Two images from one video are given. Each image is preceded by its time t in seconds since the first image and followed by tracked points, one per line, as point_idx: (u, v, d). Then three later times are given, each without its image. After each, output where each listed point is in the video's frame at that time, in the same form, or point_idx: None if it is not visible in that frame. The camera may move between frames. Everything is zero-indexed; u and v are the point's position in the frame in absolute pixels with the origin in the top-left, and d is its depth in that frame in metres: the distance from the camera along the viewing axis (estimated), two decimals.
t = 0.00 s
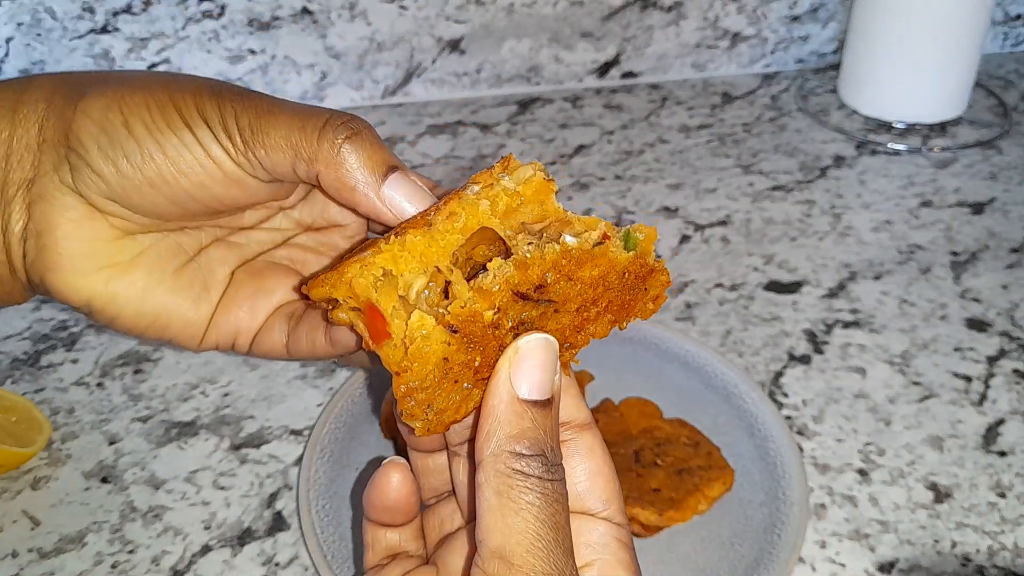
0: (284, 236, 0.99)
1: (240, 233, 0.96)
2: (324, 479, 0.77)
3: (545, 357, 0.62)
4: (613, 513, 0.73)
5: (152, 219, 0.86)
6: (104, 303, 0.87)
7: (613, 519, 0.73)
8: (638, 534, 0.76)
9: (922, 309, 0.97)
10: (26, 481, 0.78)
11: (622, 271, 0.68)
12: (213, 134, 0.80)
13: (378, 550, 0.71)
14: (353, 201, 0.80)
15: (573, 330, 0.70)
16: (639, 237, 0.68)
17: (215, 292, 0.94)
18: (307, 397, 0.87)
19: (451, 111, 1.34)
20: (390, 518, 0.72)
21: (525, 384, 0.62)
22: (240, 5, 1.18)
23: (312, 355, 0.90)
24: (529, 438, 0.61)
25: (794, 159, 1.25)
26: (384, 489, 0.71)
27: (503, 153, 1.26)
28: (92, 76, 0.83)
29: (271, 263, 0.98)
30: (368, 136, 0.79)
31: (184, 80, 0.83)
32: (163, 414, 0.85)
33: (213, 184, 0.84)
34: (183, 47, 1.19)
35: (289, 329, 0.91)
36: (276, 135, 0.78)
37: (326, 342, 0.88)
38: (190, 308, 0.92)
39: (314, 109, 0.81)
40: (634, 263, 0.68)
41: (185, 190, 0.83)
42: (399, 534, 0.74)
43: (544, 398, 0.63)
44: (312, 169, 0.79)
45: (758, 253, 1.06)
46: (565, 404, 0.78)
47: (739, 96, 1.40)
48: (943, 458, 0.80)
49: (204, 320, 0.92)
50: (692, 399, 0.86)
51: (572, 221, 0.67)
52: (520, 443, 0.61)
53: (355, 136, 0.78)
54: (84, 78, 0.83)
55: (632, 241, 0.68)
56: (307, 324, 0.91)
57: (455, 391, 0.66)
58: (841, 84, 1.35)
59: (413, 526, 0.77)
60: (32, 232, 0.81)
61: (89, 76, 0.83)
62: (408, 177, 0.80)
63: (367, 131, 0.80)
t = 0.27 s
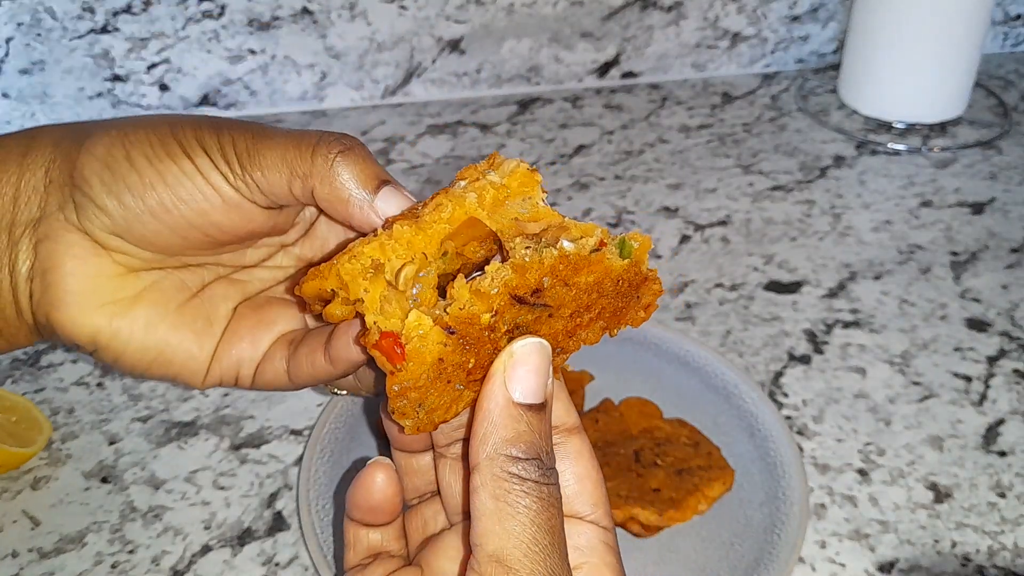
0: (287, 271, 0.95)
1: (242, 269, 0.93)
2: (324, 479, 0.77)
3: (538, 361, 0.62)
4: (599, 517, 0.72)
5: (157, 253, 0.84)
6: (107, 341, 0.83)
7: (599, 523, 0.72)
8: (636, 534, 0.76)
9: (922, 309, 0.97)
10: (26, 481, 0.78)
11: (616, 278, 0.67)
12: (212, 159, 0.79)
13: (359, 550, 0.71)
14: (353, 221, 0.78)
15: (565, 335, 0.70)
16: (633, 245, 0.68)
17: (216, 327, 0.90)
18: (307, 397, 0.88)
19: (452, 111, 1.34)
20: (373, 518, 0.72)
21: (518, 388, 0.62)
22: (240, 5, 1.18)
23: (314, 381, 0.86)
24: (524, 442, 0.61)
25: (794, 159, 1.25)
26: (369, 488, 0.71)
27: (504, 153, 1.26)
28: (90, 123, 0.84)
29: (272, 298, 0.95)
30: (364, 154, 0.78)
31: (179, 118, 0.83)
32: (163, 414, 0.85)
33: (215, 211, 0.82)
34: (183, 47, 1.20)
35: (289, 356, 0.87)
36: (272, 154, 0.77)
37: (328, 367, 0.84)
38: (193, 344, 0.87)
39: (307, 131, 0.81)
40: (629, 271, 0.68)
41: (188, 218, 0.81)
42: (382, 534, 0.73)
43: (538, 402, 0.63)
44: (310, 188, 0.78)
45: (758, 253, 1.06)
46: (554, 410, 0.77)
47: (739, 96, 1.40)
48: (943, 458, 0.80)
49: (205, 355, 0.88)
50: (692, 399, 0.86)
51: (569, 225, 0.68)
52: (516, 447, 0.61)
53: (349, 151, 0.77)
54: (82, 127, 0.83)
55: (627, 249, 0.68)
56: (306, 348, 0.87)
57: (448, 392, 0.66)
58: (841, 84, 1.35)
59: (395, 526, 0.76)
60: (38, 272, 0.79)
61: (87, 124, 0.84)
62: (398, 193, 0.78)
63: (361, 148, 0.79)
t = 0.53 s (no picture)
0: (303, 297, 0.92)
1: (258, 296, 0.91)
2: (324, 480, 0.77)
3: (554, 370, 0.62)
4: (599, 524, 0.71)
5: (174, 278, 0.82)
6: (125, 367, 0.80)
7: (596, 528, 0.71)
8: (635, 534, 0.76)
9: (922, 309, 0.97)
10: (26, 481, 0.78)
11: (632, 293, 0.67)
12: (226, 180, 0.79)
13: (352, 549, 0.71)
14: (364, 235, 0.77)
15: (577, 346, 0.69)
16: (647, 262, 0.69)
17: (233, 351, 0.87)
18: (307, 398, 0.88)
19: (451, 110, 1.34)
20: (369, 518, 0.72)
21: (536, 397, 0.62)
22: (240, 5, 1.18)
23: (331, 400, 0.83)
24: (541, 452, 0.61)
25: (794, 159, 1.25)
26: (367, 490, 0.71)
27: (504, 153, 1.26)
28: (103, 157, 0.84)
29: (288, 323, 0.91)
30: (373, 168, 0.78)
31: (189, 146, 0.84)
32: (163, 414, 0.86)
33: (231, 231, 0.81)
34: (183, 47, 1.19)
35: (307, 378, 0.84)
36: (283, 171, 0.77)
37: (347, 384, 0.81)
38: (209, 369, 0.84)
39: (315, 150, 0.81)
40: (642, 287, 0.68)
41: (203, 239, 0.80)
42: (376, 533, 0.73)
43: (554, 411, 0.63)
44: (322, 202, 0.77)
45: (758, 253, 1.06)
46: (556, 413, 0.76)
47: (739, 96, 1.40)
48: (943, 458, 0.80)
49: (222, 380, 0.84)
50: (692, 399, 0.86)
51: (589, 239, 0.68)
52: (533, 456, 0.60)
53: (359, 164, 0.77)
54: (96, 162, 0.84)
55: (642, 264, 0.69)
56: (324, 367, 0.84)
57: (466, 398, 0.66)
58: (841, 84, 1.35)
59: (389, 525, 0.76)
60: (56, 301, 0.77)
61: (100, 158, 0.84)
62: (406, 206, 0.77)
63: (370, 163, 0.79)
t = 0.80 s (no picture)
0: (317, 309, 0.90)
1: (271, 311, 0.89)
2: (324, 480, 0.77)
3: (566, 374, 0.63)
4: (599, 528, 0.71)
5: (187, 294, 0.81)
6: (144, 386, 0.77)
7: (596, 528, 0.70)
8: (635, 534, 0.76)
9: (922, 309, 0.97)
10: (27, 481, 0.78)
11: (649, 308, 0.68)
12: (233, 189, 0.77)
13: (348, 542, 0.71)
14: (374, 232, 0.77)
15: (588, 355, 0.70)
16: (665, 279, 0.70)
17: (251, 365, 0.84)
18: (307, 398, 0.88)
19: (452, 110, 1.34)
20: (367, 512, 0.72)
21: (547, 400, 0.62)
22: (240, 5, 1.17)
23: (354, 408, 0.81)
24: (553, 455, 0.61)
25: (794, 159, 1.25)
26: (367, 485, 0.71)
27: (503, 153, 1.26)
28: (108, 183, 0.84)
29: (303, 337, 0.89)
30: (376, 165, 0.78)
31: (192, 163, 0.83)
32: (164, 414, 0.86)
33: (242, 240, 0.79)
34: (183, 47, 1.20)
35: (330, 387, 0.82)
36: (289, 174, 0.76)
37: (371, 388, 0.79)
38: (228, 385, 0.81)
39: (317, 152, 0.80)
40: (660, 303, 0.69)
41: (215, 251, 0.79)
42: (373, 528, 0.73)
43: (565, 415, 0.63)
44: (330, 201, 0.76)
45: (758, 253, 1.06)
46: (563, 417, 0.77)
47: (739, 96, 1.40)
48: (943, 458, 0.80)
49: (242, 395, 0.82)
50: (692, 399, 0.86)
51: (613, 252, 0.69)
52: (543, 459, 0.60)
53: (365, 162, 0.76)
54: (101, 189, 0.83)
55: (660, 280, 0.69)
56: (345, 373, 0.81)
57: (474, 395, 0.66)
58: (841, 84, 1.35)
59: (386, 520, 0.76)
60: (70, 324, 0.75)
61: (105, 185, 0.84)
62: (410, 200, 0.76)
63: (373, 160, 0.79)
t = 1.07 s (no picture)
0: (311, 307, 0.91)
1: (265, 311, 0.89)
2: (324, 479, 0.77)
3: (561, 368, 0.63)
4: (589, 520, 0.71)
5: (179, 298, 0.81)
6: (139, 391, 0.77)
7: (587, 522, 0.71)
8: (634, 534, 0.76)
9: (922, 309, 0.97)
10: (26, 481, 0.78)
11: (648, 308, 0.68)
12: (219, 191, 0.77)
13: (342, 529, 0.71)
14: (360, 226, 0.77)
15: (585, 351, 0.71)
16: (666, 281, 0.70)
17: (249, 366, 0.83)
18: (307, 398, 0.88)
19: (452, 110, 1.34)
20: (361, 499, 0.72)
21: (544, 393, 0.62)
22: (240, 5, 1.17)
23: (357, 400, 0.81)
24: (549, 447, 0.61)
25: (794, 159, 1.25)
26: (363, 472, 0.71)
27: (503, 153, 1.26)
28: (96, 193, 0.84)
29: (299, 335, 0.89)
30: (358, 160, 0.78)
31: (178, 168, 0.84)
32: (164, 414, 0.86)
33: (230, 241, 0.79)
34: (183, 47, 1.19)
35: (329, 383, 0.81)
36: (272, 173, 0.76)
37: (373, 381, 0.78)
38: (226, 386, 0.81)
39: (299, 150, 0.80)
40: (659, 304, 0.69)
41: (204, 253, 0.79)
42: (366, 516, 0.73)
43: (560, 408, 0.63)
44: (314, 197, 0.76)
45: (758, 253, 1.06)
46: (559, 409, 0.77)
47: (739, 96, 1.40)
48: (943, 458, 0.80)
49: (241, 396, 0.81)
50: (692, 399, 0.86)
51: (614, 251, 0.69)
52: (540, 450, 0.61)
53: (347, 155, 0.76)
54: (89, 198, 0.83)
55: (660, 281, 0.69)
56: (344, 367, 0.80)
57: (472, 386, 0.67)
58: (841, 84, 1.35)
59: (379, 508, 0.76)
60: (63, 332, 0.75)
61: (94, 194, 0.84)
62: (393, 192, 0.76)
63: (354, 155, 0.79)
